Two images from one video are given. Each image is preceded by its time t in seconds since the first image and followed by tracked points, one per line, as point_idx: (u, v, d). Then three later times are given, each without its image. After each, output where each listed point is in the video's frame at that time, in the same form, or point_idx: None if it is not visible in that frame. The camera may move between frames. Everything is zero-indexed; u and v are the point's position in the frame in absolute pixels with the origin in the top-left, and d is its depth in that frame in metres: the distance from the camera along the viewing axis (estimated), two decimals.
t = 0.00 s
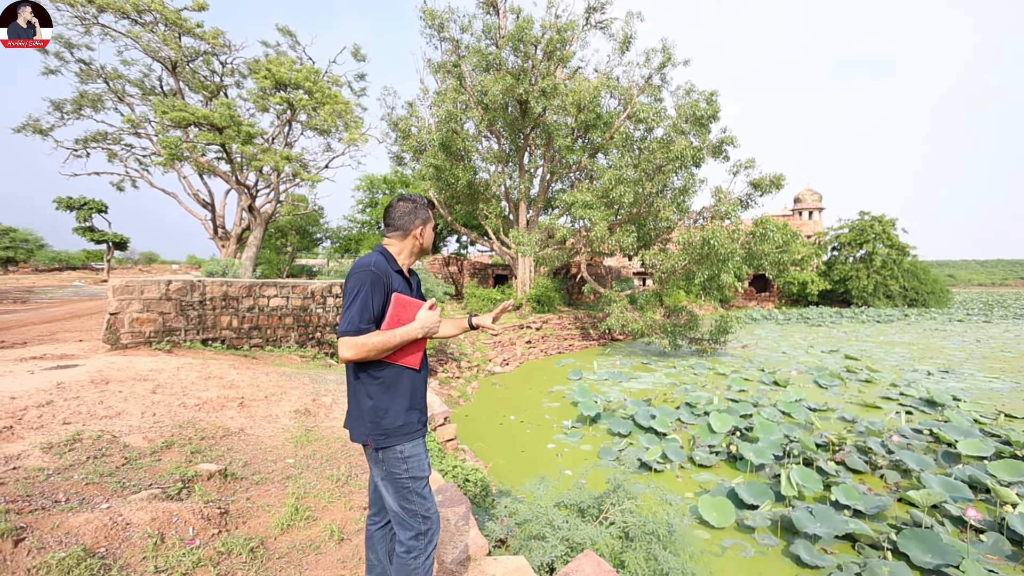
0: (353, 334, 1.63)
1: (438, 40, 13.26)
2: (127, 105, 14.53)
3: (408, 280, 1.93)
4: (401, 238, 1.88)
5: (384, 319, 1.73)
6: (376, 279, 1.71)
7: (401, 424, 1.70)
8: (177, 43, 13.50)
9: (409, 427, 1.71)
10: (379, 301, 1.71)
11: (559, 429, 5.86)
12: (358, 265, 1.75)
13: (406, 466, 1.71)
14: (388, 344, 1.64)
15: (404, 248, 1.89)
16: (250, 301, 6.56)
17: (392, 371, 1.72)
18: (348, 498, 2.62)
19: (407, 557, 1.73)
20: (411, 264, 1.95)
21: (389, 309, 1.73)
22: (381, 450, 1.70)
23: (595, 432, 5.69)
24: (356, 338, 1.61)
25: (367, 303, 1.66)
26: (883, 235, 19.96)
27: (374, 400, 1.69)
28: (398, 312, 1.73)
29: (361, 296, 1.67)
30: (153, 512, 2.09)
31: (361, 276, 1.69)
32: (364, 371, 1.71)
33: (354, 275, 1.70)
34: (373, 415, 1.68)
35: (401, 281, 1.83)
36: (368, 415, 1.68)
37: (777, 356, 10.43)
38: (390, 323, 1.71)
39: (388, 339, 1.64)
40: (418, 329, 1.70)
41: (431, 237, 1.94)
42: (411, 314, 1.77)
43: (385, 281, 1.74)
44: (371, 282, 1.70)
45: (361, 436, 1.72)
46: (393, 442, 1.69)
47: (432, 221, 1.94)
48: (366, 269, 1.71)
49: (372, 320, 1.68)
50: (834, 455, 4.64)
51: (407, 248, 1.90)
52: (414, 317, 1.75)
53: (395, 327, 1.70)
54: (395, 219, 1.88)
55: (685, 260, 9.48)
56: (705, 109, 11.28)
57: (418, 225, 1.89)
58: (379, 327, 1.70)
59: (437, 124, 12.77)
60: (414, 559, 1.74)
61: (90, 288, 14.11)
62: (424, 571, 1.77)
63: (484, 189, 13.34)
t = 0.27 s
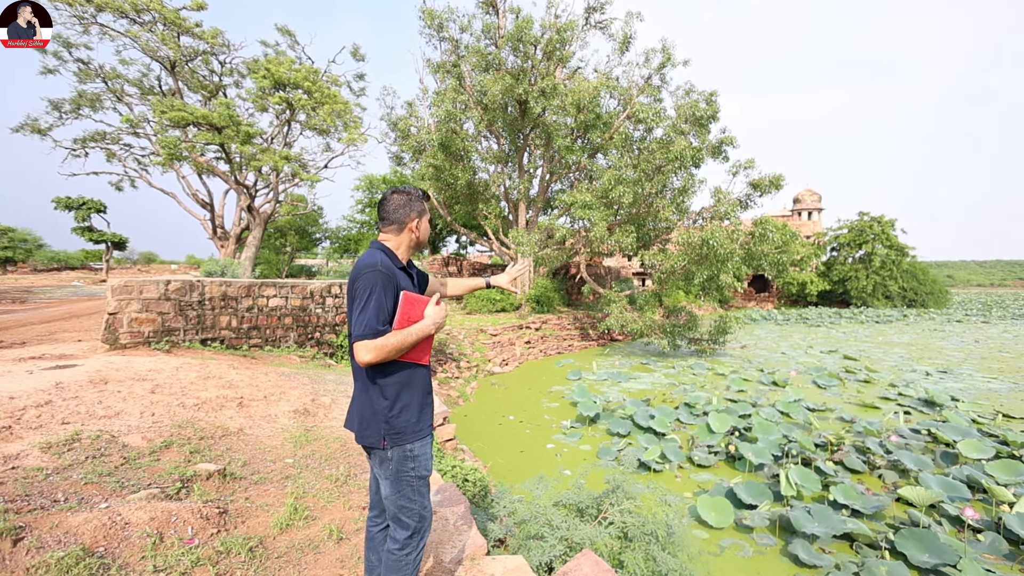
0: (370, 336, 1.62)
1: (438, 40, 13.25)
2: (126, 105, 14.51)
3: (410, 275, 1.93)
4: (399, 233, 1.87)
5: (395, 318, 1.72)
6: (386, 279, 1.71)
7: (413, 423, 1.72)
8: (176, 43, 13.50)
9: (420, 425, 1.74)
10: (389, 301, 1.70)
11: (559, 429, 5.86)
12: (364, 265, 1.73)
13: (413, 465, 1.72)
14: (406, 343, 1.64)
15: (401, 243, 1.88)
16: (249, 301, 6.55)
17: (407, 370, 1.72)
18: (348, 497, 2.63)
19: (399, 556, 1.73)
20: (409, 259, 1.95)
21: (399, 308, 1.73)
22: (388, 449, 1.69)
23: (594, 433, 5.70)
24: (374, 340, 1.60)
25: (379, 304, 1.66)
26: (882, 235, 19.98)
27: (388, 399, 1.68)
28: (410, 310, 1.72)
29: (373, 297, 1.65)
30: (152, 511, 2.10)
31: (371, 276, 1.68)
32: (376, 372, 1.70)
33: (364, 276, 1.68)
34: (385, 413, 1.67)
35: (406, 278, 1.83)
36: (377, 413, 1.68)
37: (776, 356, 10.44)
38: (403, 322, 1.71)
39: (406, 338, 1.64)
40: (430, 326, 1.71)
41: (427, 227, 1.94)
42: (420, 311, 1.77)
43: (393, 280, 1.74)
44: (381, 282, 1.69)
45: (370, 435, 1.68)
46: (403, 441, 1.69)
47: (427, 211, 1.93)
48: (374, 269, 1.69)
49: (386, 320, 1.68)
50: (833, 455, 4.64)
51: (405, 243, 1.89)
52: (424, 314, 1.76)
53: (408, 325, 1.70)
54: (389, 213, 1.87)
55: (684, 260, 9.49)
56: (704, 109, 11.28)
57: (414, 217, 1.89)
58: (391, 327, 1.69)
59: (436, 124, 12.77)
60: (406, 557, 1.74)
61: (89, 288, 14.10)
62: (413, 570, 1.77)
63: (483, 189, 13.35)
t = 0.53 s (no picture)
0: (375, 343, 1.63)
1: (437, 40, 13.25)
2: (123, 104, 14.47)
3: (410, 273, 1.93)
4: (395, 232, 1.87)
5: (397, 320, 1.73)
6: (385, 283, 1.71)
7: (423, 419, 1.75)
8: (174, 42, 13.45)
9: (428, 424, 1.77)
10: (390, 306, 1.70)
11: (557, 429, 5.87)
12: (364, 270, 1.73)
13: (413, 465, 1.74)
14: (410, 344, 1.64)
15: (398, 242, 1.89)
16: (247, 301, 6.55)
17: (415, 370, 1.73)
18: (346, 497, 2.63)
19: (386, 554, 1.74)
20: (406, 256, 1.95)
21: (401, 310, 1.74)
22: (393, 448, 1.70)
23: (593, 432, 5.71)
24: (380, 347, 1.61)
25: (381, 309, 1.66)
26: (880, 236, 20.04)
27: (398, 397, 1.69)
28: (412, 310, 1.73)
29: (374, 303, 1.66)
30: (150, 511, 2.09)
31: (370, 283, 1.68)
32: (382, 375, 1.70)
33: (364, 281, 1.68)
34: (396, 410, 1.68)
35: (405, 278, 1.83)
36: (382, 412, 1.68)
37: (774, 356, 10.46)
38: (405, 323, 1.72)
39: (411, 339, 1.64)
40: (434, 325, 1.72)
41: (424, 223, 1.94)
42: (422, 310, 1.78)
43: (392, 282, 1.74)
44: (381, 287, 1.69)
45: (379, 432, 1.67)
46: (409, 441, 1.71)
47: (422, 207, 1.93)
48: (374, 274, 1.69)
49: (389, 326, 1.68)
50: (830, 454, 4.66)
51: (402, 241, 1.90)
52: (426, 312, 1.76)
53: (412, 325, 1.71)
54: (384, 213, 1.86)
55: (683, 260, 9.50)
56: (703, 109, 11.30)
57: (409, 215, 1.88)
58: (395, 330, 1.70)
59: (435, 124, 12.76)
60: (395, 557, 1.75)
61: (86, 287, 14.07)
62: (402, 570, 1.78)
63: (482, 189, 13.36)
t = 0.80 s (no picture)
0: (360, 351, 1.62)
1: (435, 39, 13.24)
2: (120, 102, 14.44)
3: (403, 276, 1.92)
4: (387, 235, 1.87)
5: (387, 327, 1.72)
6: (372, 289, 1.69)
7: (421, 421, 1.76)
8: (172, 41, 13.43)
9: (424, 427, 1.78)
10: (378, 313, 1.70)
11: (555, 428, 5.88)
12: (353, 275, 1.72)
13: (408, 468, 1.75)
14: (397, 352, 1.63)
15: (390, 245, 1.88)
16: (245, 300, 6.55)
17: (408, 374, 1.73)
18: (343, 496, 2.63)
19: (373, 554, 1.75)
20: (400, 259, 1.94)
21: (389, 316, 1.72)
22: (390, 449, 1.71)
23: (591, 432, 5.72)
24: (364, 354, 1.61)
25: (367, 317, 1.65)
26: (878, 235, 20.08)
27: (394, 400, 1.69)
28: (399, 316, 1.72)
29: (360, 310, 1.65)
30: (147, 511, 2.09)
31: (356, 289, 1.67)
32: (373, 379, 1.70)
33: (352, 287, 1.67)
34: (393, 412, 1.69)
35: (396, 283, 1.81)
36: (378, 414, 1.68)
37: (772, 356, 10.48)
38: (393, 330, 1.71)
39: (397, 347, 1.63)
40: (423, 331, 1.70)
41: (417, 226, 1.92)
42: (412, 315, 1.77)
43: (381, 288, 1.73)
44: (367, 294, 1.68)
45: (376, 433, 1.68)
46: (407, 442, 1.72)
47: (416, 209, 1.91)
48: (359, 281, 1.68)
49: (375, 333, 1.67)
50: (827, 454, 4.67)
51: (394, 244, 1.89)
52: (416, 317, 1.74)
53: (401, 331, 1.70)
54: (375, 215, 1.86)
55: (681, 260, 9.51)
56: (701, 109, 11.31)
57: (400, 217, 1.87)
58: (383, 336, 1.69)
59: (434, 123, 12.75)
60: (382, 558, 1.76)
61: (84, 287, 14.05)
62: (390, 571, 1.79)
63: (480, 188, 13.36)
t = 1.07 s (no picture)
0: (342, 350, 1.61)
1: (432, 38, 13.22)
2: (113, 100, 14.34)
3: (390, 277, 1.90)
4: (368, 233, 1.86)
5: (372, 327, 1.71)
6: (357, 288, 1.68)
7: (410, 422, 1.75)
8: (166, 39, 13.35)
9: (414, 428, 1.77)
10: (362, 311, 1.68)
11: (551, 428, 5.87)
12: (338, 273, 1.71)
13: (395, 469, 1.74)
14: (380, 353, 1.62)
15: (374, 244, 1.87)
16: (239, 300, 6.52)
17: (395, 374, 1.72)
18: (334, 498, 2.62)
19: (361, 556, 1.74)
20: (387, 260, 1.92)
21: (374, 316, 1.71)
22: (377, 450, 1.70)
23: (586, 431, 5.72)
24: (345, 354, 1.60)
25: (351, 316, 1.64)
26: (873, 236, 20.21)
27: (382, 401, 1.68)
28: (386, 316, 1.72)
29: (343, 308, 1.63)
30: (133, 513, 2.08)
31: (341, 288, 1.66)
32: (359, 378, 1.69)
33: (336, 285, 1.66)
34: (382, 413, 1.68)
35: (383, 284, 1.80)
36: (366, 415, 1.68)
37: (768, 355, 10.53)
38: (378, 331, 1.70)
39: (380, 348, 1.62)
40: (409, 332, 1.69)
41: (398, 226, 1.86)
42: (399, 316, 1.75)
43: (366, 288, 1.71)
44: (352, 293, 1.66)
45: (364, 434, 1.67)
46: (394, 445, 1.71)
47: (397, 209, 1.86)
48: (345, 279, 1.66)
49: (358, 332, 1.66)
50: (821, 453, 4.69)
51: (377, 244, 1.88)
52: (403, 319, 1.73)
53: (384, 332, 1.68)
54: (357, 212, 1.88)
55: (677, 260, 9.53)
56: (698, 109, 11.34)
57: (378, 215, 1.85)
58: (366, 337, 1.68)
59: (430, 123, 12.72)
60: (369, 560, 1.75)
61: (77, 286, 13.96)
62: (377, 573, 1.78)
63: (477, 188, 13.34)
